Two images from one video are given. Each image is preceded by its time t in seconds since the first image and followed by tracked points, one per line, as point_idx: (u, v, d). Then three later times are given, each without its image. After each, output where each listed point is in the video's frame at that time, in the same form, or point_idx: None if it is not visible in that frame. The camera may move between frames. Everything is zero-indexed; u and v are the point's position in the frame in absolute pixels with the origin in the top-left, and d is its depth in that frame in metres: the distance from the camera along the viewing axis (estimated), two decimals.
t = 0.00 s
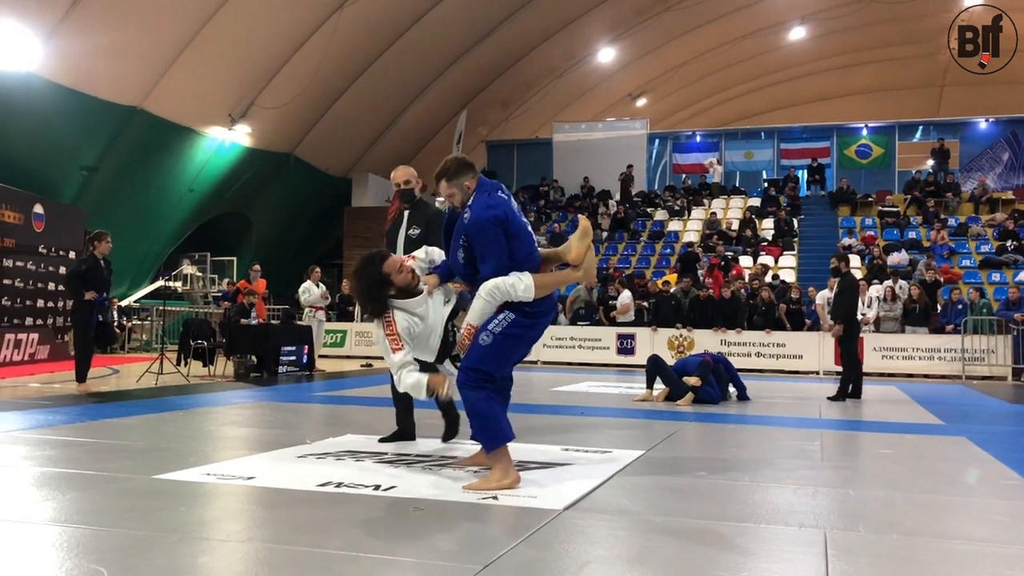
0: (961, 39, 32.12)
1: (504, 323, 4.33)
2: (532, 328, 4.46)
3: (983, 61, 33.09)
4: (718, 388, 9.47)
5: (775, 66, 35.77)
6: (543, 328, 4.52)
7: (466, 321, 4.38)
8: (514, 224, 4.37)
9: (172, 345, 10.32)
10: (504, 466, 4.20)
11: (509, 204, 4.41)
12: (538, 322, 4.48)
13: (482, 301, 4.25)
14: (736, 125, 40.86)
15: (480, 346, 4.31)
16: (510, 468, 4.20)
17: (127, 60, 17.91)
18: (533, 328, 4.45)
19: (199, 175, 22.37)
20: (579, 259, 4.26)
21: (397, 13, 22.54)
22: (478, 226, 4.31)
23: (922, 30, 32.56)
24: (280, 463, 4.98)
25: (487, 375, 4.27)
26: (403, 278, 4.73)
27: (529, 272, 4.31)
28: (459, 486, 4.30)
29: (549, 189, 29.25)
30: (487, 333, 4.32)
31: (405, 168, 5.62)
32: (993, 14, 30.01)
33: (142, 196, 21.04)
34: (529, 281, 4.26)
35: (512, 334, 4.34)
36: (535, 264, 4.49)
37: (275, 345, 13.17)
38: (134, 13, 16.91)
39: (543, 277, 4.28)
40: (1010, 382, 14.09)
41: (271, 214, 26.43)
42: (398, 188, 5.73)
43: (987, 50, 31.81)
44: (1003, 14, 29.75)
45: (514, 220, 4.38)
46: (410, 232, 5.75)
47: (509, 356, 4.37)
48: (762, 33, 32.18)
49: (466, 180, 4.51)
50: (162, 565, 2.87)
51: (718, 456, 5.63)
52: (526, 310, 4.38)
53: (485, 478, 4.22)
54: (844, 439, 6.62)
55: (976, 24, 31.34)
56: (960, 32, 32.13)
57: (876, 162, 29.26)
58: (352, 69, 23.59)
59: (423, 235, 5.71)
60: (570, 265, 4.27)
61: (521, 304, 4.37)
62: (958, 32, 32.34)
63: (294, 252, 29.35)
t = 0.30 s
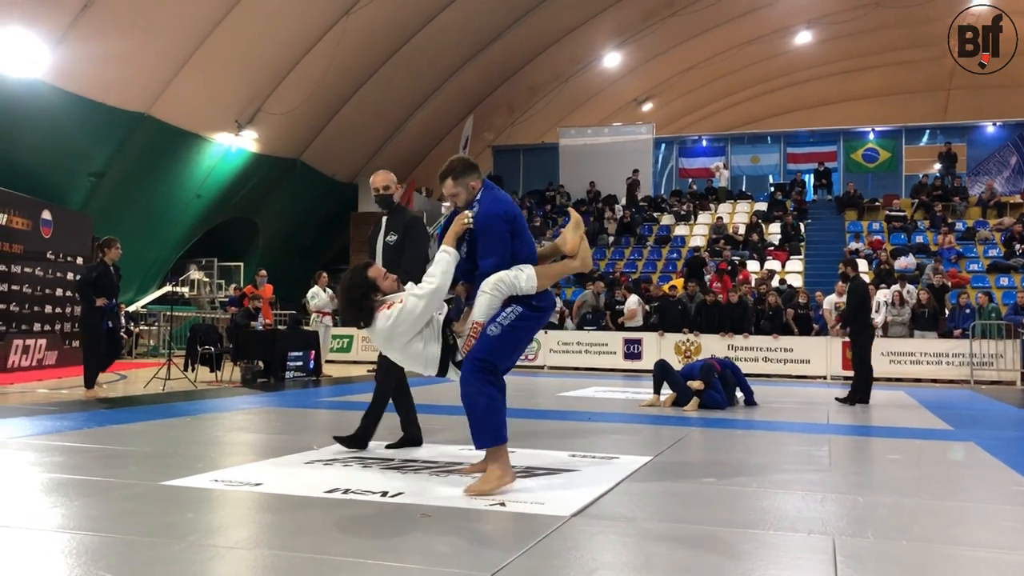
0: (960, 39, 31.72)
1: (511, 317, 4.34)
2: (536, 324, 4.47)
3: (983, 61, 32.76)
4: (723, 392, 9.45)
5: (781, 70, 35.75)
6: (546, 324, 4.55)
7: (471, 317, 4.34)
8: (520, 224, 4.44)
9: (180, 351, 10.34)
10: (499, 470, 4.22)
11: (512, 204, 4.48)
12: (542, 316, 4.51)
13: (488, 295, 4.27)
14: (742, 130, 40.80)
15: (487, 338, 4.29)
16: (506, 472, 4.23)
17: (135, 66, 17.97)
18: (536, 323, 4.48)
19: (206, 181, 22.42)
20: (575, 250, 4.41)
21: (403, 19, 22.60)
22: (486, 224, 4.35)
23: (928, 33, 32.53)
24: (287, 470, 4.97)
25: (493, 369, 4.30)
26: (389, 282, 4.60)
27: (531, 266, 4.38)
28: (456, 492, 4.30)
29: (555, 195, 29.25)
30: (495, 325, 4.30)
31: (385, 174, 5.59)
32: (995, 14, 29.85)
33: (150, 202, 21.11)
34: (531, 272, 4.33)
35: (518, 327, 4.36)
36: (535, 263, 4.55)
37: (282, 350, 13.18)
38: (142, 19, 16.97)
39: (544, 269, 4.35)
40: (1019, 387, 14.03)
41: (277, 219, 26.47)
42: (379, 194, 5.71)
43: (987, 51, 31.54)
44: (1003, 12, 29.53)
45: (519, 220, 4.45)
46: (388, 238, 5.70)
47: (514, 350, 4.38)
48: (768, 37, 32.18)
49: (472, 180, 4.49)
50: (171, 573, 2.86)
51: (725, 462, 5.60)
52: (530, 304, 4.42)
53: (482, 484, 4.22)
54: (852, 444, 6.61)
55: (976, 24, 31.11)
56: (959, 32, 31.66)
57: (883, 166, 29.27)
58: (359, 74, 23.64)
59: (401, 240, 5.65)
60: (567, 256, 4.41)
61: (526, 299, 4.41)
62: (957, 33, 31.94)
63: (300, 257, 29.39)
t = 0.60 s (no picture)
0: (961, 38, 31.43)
1: (514, 332, 4.32)
2: (536, 336, 4.46)
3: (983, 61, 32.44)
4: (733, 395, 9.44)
5: (788, 74, 35.71)
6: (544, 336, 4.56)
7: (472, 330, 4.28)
8: (518, 236, 4.41)
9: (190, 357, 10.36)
10: (498, 482, 4.20)
11: (506, 216, 4.45)
12: (543, 329, 4.51)
13: (492, 306, 4.24)
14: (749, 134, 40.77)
15: (489, 354, 4.25)
16: (504, 485, 4.21)
17: (144, 74, 18.05)
18: (537, 335, 4.47)
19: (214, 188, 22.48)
20: (579, 264, 4.62)
21: (410, 25, 22.64)
22: (486, 243, 4.29)
23: (937, 37, 32.45)
24: (295, 476, 4.98)
25: (493, 383, 4.28)
26: (383, 280, 4.63)
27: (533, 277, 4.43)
28: (453, 500, 4.28)
29: (563, 200, 29.25)
30: (498, 340, 4.27)
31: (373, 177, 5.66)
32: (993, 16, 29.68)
33: (159, 209, 21.19)
34: (537, 285, 4.39)
35: (521, 341, 4.35)
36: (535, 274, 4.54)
37: (290, 356, 13.20)
38: (150, 27, 17.04)
39: (550, 281, 4.45)
40: None
41: (285, 226, 26.52)
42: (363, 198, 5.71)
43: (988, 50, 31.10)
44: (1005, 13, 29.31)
45: (515, 232, 4.41)
46: (364, 245, 5.71)
47: (514, 364, 4.36)
48: (776, 42, 32.17)
49: (463, 208, 4.46)
50: None
51: (735, 467, 5.58)
52: (532, 318, 4.42)
53: (478, 493, 4.21)
54: (863, 449, 6.58)
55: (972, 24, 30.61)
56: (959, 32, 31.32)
57: (892, 169, 29.20)
58: (366, 80, 23.70)
59: (377, 247, 5.69)
60: (573, 270, 4.60)
61: (527, 313, 4.40)
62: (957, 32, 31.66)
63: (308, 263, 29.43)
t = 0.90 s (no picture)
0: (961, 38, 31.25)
1: (516, 332, 4.33)
2: (537, 337, 4.47)
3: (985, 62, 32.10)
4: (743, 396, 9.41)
5: (796, 76, 35.64)
6: (543, 339, 4.56)
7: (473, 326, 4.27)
8: (514, 232, 4.47)
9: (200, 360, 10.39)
10: (504, 482, 4.22)
11: (502, 213, 4.51)
12: (544, 330, 4.52)
13: (495, 302, 4.26)
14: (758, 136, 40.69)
15: (492, 354, 4.27)
16: (510, 484, 4.23)
17: (154, 78, 18.13)
18: (538, 336, 4.49)
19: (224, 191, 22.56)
20: (577, 271, 4.40)
21: (419, 29, 22.68)
22: (486, 240, 4.37)
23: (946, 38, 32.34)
24: (305, 479, 4.99)
25: (494, 385, 4.28)
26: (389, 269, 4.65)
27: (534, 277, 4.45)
28: (464, 502, 4.29)
29: (571, 203, 29.24)
30: (501, 341, 4.29)
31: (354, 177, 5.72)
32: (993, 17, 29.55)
33: (169, 213, 21.27)
34: (537, 284, 4.40)
35: (522, 342, 4.37)
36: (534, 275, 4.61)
37: (299, 359, 13.23)
38: (159, 32, 17.11)
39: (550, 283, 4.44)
40: None
41: (295, 229, 26.58)
42: (345, 198, 5.76)
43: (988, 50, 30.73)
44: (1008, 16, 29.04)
45: (512, 227, 4.48)
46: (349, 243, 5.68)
47: (516, 365, 4.38)
48: (784, 43, 32.11)
49: (461, 205, 4.55)
50: None
51: (746, 470, 5.56)
52: (533, 318, 4.43)
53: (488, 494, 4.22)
54: (875, 452, 6.55)
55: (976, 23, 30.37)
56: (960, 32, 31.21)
57: (901, 171, 29.09)
58: (374, 84, 23.74)
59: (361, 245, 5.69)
60: (569, 276, 4.39)
61: (527, 313, 4.41)
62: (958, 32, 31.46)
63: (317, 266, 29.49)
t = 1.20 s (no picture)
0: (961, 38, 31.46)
1: (531, 330, 4.37)
2: (551, 334, 4.50)
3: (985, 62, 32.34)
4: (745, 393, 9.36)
5: (803, 75, 35.58)
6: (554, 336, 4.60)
7: (487, 325, 4.28)
8: (522, 231, 4.48)
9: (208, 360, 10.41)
10: (514, 482, 4.20)
11: (509, 211, 4.52)
12: (556, 327, 4.55)
13: (509, 299, 4.28)
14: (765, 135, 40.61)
15: (509, 355, 4.29)
16: (520, 485, 4.21)
17: (161, 79, 18.18)
18: (551, 332, 4.52)
19: (231, 191, 22.60)
20: (587, 265, 4.59)
21: (424, 29, 22.70)
22: (495, 239, 4.37)
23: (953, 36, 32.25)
24: (312, 479, 4.99)
25: (513, 384, 4.29)
26: (390, 276, 4.51)
27: (544, 274, 4.49)
28: (471, 502, 4.27)
29: (578, 202, 29.24)
30: (517, 341, 4.31)
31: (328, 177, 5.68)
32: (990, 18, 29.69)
33: (176, 213, 21.33)
34: (548, 280, 4.45)
35: (537, 339, 4.40)
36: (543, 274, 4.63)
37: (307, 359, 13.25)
38: (166, 32, 17.15)
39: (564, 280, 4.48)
40: None
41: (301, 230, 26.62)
42: (318, 197, 5.72)
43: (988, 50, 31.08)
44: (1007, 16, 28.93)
45: (519, 226, 4.49)
46: (327, 243, 5.67)
47: (531, 364, 4.40)
48: (791, 42, 32.07)
49: (465, 204, 4.50)
50: None
51: (754, 470, 5.55)
52: (545, 315, 4.47)
53: (495, 494, 4.21)
54: (883, 451, 6.55)
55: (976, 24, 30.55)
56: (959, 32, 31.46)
57: (909, 170, 29.02)
58: (381, 84, 23.77)
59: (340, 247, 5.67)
60: (579, 271, 4.57)
61: (540, 310, 4.45)
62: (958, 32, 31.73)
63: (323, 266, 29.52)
